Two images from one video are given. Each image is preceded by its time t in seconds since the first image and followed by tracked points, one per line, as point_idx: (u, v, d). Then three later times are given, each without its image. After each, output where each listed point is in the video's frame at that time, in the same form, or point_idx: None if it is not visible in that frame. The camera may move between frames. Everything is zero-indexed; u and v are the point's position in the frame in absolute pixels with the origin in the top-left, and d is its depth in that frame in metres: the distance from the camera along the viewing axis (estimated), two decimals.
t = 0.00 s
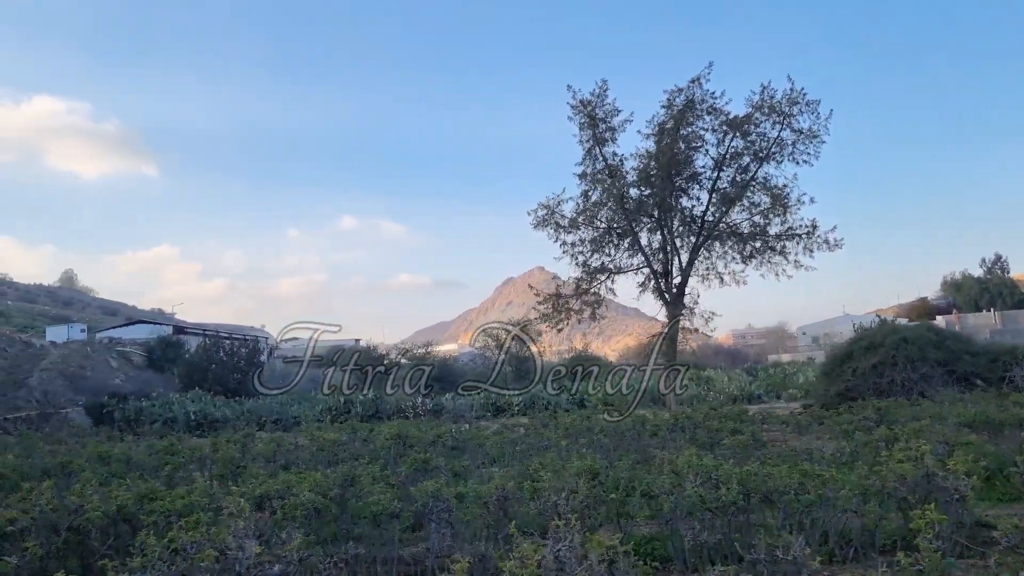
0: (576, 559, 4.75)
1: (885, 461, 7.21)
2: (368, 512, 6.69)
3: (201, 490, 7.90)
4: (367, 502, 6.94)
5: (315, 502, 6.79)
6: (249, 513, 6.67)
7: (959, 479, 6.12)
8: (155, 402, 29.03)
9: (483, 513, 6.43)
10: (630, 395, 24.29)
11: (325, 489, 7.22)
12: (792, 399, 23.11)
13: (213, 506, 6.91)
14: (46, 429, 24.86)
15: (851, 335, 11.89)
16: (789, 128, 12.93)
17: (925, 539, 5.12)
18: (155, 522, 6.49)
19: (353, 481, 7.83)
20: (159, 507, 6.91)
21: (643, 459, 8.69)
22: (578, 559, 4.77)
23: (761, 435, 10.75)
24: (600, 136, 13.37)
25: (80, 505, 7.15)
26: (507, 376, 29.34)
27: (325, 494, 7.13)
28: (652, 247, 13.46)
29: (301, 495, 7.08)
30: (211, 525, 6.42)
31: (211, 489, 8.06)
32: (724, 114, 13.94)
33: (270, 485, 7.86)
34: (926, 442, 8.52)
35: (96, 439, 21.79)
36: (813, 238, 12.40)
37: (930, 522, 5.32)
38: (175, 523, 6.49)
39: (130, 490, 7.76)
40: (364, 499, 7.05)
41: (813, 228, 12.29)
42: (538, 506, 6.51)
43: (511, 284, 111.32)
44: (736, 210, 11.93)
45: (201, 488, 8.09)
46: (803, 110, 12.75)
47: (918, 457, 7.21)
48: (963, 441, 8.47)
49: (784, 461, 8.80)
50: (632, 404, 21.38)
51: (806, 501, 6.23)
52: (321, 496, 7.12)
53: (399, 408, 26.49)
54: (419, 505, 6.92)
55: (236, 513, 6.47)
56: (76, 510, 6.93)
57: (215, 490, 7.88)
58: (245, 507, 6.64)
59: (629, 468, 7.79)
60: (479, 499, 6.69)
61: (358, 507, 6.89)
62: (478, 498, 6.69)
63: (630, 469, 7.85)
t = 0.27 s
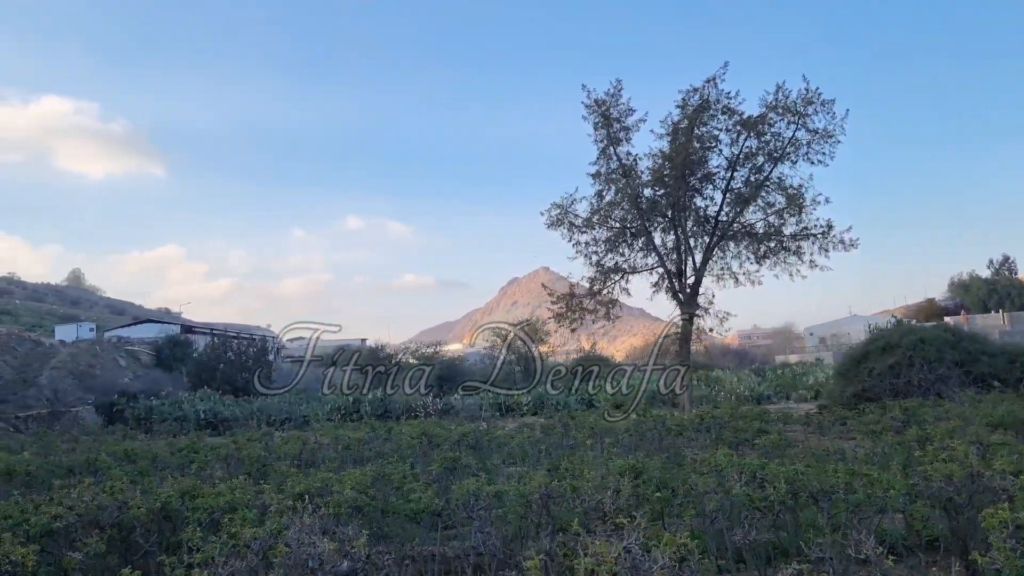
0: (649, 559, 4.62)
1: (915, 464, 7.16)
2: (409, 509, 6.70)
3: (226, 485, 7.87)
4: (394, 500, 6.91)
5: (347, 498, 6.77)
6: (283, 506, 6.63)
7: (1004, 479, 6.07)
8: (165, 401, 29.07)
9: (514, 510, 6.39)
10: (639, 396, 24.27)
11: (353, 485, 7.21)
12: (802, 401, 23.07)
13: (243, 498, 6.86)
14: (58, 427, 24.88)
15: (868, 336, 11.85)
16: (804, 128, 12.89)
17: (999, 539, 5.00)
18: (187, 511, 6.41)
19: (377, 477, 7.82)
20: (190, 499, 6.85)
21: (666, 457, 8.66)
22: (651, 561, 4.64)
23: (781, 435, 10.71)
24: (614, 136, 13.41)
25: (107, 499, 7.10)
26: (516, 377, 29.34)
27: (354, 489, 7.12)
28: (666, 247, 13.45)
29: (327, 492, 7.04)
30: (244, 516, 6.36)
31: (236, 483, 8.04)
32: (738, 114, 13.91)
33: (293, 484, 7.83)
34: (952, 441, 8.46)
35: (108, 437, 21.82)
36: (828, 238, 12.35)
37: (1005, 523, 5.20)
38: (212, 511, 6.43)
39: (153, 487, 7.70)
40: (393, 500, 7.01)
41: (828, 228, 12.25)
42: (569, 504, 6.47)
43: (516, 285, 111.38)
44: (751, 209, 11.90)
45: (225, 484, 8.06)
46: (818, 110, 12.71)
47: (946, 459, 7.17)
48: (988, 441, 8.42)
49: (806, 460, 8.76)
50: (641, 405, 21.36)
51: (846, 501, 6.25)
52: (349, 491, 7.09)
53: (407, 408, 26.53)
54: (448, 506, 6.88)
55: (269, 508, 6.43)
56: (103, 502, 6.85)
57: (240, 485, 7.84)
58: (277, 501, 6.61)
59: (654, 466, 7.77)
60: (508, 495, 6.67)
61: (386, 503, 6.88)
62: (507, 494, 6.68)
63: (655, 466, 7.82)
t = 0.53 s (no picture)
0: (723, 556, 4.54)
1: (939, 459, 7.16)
2: (443, 501, 6.76)
3: (247, 478, 7.89)
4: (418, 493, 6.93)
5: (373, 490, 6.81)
6: (310, 500, 6.65)
7: None
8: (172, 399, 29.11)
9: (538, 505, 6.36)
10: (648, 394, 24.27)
11: (376, 480, 7.23)
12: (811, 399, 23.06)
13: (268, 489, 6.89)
14: (66, 425, 24.92)
15: (881, 333, 11.86)
16: (816, 125, 12.87)
17: None
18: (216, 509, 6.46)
19: (398, 471, 7.83)
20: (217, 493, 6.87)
21: (684, 450, 8.66)
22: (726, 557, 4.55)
23: (796, 432, 10.70)
24: (626, 133, 13.44)
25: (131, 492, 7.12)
26: (523, 376, 29.34)
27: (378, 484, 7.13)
28: (677, 245, 13.47)
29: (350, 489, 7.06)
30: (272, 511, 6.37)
31: (257, 476, 8.07)
32: (749, 111, 13.90)
33: (313, 479, 7.86)
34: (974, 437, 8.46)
35: (117, 434, 21.86)
36: (840, 235, 12.33)
37: None
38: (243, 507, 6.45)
39: (174, 481, 7.71)
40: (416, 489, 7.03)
41: (841, 226, 12.23)
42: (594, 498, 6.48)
43: (519, 284, 111.44)
44: (763, 206, 11.90)
45: (245, 476, 8.08)
46: (831, 107, 12.69)
47: (969, 454, 7.19)
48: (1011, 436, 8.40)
49: (827, 455, 8.75)
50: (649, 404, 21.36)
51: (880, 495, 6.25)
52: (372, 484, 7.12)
53: (414, 406, 26.54)
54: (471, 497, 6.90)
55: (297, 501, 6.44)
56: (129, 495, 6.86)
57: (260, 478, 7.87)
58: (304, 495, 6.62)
59: (674, 460, 7.78)
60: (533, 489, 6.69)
61: (410, 492, 6.90)
62: (538, 487, 6.69)
63: (676, 460, 7.83)
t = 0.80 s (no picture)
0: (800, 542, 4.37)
1: (963, 458, 7.13)
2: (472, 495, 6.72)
3: (267, 472, 7.90)
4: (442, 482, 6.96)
5: (398, 483, 6.83)
6: (337, 489, 6.65)
7: None
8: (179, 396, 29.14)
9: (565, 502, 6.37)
10: (656, 394, 24.29)
11: (399, 472, 7.24)
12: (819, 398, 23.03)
13: (293, 483, 6.89)
14: (74, 422, 24.97)
15: (896, 332, 11.84)
16: (830, 124, 12.83)
17: None
18: (245, 496, 6.44)
19: (418, 465, 7.85)
20: (242, 484, 6.87)
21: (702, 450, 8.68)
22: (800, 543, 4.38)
23: (811, 429, 10.69)
24: (638, 131, 13.42)
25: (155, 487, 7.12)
26: (529, 374, 29.35)
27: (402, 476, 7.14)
28: (689, 243, 13.45)
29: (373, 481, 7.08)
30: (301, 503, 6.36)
31: (277, 471, 8.08)
32: (762, 110, 13.87)
33: (333, 476, 7.86)
34: (996, 437, 8.45)
35: (126, 431, 21.90)
36: (854, 234, 12.29)
37: None
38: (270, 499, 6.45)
39: (196, 476, 7.72)
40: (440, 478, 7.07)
41: (855, 224, 12.19)
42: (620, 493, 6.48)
43: (523, 282, 111.42)
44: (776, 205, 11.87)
45: (265, 472, 8.09)
46: (844, 105, 12.64)
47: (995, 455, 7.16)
48: None
49: (848, 451, 8.74)
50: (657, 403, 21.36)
51: (914, 491, 6.23)
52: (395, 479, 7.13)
53: (420, 404, 26.56)
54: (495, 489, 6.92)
55: (325, 494, 6.44)
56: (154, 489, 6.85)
57: (281, 473, 7.88)
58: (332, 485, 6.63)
59: (697, 458, 7.82)
60: (558, 484, 6.70)
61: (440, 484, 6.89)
62: (573, 486, 6.65)
63: (697, 457, 7.82)
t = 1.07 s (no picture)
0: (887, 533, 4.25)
1: (991, 450, 7.09)
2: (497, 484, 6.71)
3: (291, 465, 7.89)
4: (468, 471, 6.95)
5: (426, 473, 6.82)
6: (367, 480, 6.64)
7: None
8: (189, 392, 29.22)
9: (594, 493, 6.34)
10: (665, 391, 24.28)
11: (424, 465, 7.23)
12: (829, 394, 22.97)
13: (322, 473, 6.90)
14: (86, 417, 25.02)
15: (914, 326, 11.79)
16: (846, 117, 12.74)
17: None
18: (277, 483, 6.44)
19: (441, 458, 7.83)
20: (272, 475, 6.88)
21: (722, 444, 8.65)
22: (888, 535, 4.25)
23: (831, 423, 10.64)
24: (652, 125, 13.35)
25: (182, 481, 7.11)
26: (538, 369, 29.32)
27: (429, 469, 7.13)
28: (704, 237, 13.39)
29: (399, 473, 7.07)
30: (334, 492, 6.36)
31: (300, 464, 8.08)
32: (776, 103, 13.78)
33: (356, 468, 7.86)
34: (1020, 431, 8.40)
35: (137, 426, 21.95)
36: (871, 228, 12.22)
37: None
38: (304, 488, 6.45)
39: (222, 469, 7.71)
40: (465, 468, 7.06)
41: (871, 218, 12.12)
42: (651, 485, 6.45)
43: (528, 278, 111.37)
44: (793, 199, 11.81)
45: (289, 464, 8.08)
46: (861, 99, 12.55)
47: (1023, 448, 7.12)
48: None
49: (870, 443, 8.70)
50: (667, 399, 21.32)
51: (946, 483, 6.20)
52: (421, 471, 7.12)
53: (430, 400, 26.57)
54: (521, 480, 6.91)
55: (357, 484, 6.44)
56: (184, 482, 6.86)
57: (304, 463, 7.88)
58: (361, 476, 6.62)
59: (719, 451, 7.80)
60: (585, 477, 6.68)
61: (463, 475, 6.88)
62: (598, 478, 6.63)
63: (721, 452, 7.78)
